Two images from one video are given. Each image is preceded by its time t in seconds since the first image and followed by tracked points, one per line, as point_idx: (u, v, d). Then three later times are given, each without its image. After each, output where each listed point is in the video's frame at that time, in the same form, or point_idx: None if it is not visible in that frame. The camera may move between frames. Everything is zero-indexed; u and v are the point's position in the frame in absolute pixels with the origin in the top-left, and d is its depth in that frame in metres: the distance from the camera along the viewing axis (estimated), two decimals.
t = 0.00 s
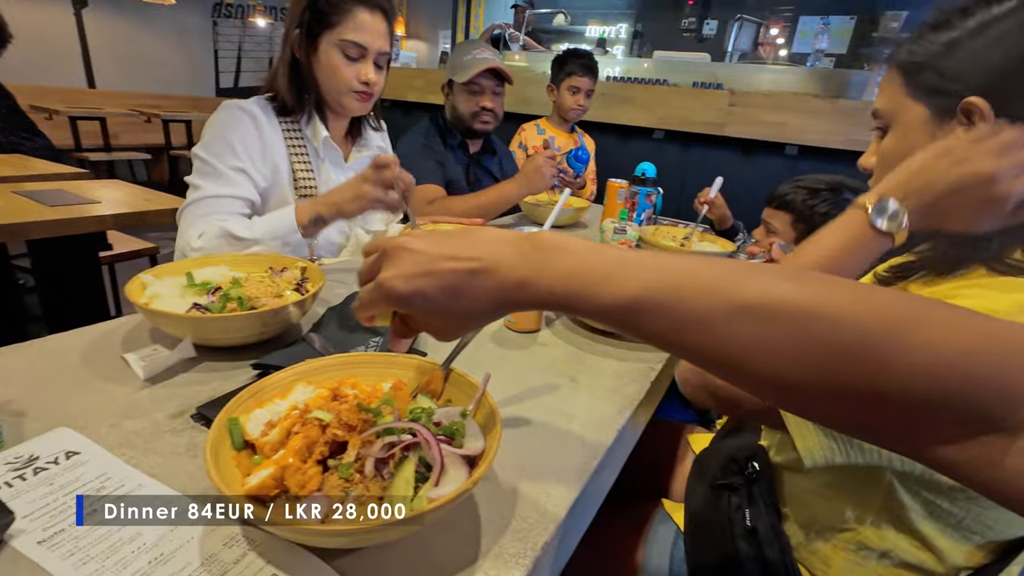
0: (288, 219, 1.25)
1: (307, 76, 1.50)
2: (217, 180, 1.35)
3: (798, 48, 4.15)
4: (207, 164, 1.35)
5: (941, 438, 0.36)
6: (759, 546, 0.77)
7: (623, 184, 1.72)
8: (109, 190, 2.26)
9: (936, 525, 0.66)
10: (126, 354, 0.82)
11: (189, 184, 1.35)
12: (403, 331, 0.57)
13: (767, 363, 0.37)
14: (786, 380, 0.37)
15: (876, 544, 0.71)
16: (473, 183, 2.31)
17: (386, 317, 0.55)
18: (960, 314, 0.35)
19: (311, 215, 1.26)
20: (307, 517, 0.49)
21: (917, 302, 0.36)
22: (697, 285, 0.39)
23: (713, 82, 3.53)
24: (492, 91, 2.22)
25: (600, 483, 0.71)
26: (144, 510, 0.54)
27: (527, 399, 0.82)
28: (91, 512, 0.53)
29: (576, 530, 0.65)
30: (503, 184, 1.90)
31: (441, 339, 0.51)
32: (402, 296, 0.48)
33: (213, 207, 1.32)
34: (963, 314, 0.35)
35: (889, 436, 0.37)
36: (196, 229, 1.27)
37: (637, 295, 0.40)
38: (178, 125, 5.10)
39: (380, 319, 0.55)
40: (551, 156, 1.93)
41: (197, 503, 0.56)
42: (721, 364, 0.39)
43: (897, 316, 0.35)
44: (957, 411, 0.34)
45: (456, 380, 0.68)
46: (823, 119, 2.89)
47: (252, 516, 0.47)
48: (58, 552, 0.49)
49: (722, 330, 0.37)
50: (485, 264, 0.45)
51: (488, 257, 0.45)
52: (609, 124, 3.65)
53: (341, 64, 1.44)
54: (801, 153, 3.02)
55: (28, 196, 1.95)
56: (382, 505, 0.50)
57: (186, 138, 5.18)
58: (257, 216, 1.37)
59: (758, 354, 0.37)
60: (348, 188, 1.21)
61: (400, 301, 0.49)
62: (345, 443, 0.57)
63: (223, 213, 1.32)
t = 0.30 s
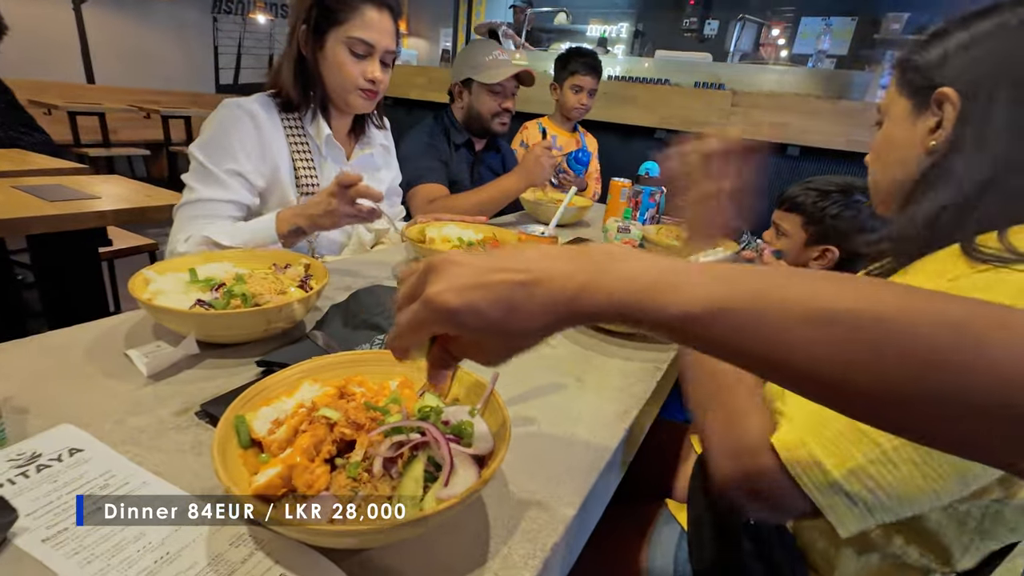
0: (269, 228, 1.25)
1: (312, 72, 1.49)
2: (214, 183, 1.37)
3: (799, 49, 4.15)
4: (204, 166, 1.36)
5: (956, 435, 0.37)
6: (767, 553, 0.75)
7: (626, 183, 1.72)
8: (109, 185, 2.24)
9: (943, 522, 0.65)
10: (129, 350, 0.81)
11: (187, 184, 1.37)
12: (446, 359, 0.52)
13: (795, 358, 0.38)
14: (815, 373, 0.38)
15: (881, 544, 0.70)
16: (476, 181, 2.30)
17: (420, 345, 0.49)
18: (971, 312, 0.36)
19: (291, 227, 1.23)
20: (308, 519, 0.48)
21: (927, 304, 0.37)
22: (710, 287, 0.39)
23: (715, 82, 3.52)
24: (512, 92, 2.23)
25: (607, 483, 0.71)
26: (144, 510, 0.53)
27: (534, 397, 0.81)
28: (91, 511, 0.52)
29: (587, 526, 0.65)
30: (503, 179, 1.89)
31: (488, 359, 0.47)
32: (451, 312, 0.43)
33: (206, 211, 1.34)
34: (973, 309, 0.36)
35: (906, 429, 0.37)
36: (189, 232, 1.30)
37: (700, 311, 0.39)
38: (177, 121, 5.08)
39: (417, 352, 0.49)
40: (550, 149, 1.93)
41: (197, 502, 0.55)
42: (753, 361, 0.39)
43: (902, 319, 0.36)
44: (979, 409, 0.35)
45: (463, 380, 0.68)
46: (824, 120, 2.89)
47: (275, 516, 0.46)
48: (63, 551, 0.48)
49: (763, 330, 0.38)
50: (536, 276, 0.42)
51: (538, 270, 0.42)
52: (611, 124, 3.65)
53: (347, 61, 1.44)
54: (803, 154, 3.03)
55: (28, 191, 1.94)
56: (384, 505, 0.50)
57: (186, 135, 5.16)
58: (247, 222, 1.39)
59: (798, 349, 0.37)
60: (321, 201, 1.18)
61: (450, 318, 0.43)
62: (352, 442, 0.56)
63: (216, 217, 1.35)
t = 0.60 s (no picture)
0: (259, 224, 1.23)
1: (304, 70, 1.48)
2: (202, 180, 1.34)
3: (793, 47, 4.16)
4: (191, 163, 1.34)
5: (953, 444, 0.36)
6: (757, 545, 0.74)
7: (623, 182, 1.70)
8: (99, 185, 2.21)
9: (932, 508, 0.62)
10: (117, 353, 0.80)
11: (174, 182, 1.34)
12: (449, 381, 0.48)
13: (797, 364, 0.38)
14: (821, 379, 0.37)
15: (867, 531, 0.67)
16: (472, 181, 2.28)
17: (421, 367, 0.46)
18: (960, 319, 0.36)
19: (282, 223, 1.21)
20: (306, 518, 0.48)
21: (917, 313, 0.37)
22: (699, 294, 0.40)
23: (711, 81, 3.52)
24: (508, 90, 2.22)
25: (604, 485, 0.69)
26: (143, 510, 0.52)
27: (533, 399, 0.80)
28: (90, 510, 0.52)
29: (585, 530, 0.64)
30: (499, 179, 1.87)
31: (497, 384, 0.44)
32: (460, 335, 0.39)
33: (194, 208, 1.31)
34: (976, 317, 0.36)
35: (905, 436, 0.37)
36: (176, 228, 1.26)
37: (721, 331, 0.38)
38: (169, 120, 5.04)
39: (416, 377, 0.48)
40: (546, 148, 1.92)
41: (197, 503, 0.55)
42: (751, 368, 0.39)
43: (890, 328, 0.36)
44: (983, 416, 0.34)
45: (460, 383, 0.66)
46: (819, 118, 2.89)
47: (248, 517, 0.45)
48: (45, 561, 0.46)
49: (763, 332, 0.38)
50: (553, 293, 0.40)
51: (555, 286, 0.40)
52: (606, 123, 3.64)
53: (339, 58, 1.43)
54: (799, 153, 3.02)
55: (16, 191, 1.91)
56: (383, 506, 0.49)
57: (178, 134, 5.11)
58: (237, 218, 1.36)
59: (805, 354, 0.37)
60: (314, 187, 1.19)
61: (458, 342, 0.40)
62: (344, 446, 0.55)
63: (203, 214, 1.31)
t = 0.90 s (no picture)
0: (284, 223, 1.27)
1: (303, 71, 1.49)
2: (208, 180, 1.34)
3: (794, 48, 4.17)
4: (197, 164, 1.34)
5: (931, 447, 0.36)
6: (738, 523, 0.76)
7: (622, 182, 1.70)
8: (100, 186, 2.22)
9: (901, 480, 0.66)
10: (120, 353, 0.80)
11: (179, 184, 1.34)
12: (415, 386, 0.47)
13: (767, 369, 0.37)
14: (791, 384, 0.37)
15: (843, 508, 0.70)
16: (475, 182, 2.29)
17: (388, 373, 0.46)
18: (936, 321, 0.36)
19: (308, 218, 1.28)
20: (307, 518, 0.48)
21: (895, 315, 0.37)
22: (672, 300, 0.39)
23: (710, 81, 3.52)
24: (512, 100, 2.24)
25: (605, 485, 0.70)
26: (144, 510, 0.53)
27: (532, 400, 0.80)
28: (91, 510, 0.52)
29: (583, 529, 0.64)
30: (498, 179, 1.87)
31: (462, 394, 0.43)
32: (419, 347, 0.40)
33: (202, 208, 1.30)
34: (970, 322, 0.36)
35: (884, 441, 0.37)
36: (187, 229, 1.26)
37: (693, 337, 0.37)
38: (170, 121, 5.05)
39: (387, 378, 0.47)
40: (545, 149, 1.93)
41: (197, 504, 0.55)
42: (720, 373, 0.38)
43: (862, 330, 0.36)
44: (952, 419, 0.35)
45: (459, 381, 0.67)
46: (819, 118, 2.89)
47: (249, 516, 0.45)
48: (49, 560, 0.47)
49: (727, 339, 0.37)
50: (519, 300, 0.39)
51: (520, 292, 0.39)
52: (606, 123, 3.64)
53: (339, 59, 1.43)
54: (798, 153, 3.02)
55: (17, 192, 1.92)
56: (383, 507, 0.50)
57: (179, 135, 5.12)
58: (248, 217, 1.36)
59: (772, 356, 0.37)
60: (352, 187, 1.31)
61: (416, 353, 0.40)
62: (345, 446, 0.56)
63: (214, 214, 1.31)
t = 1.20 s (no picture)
0: (293, 225, 1.27)
1: (305, 70, 1.49)
2: (210, 182, 1.33)
3: (793, 48, 4.16)
4: (197, 166, 1.33)
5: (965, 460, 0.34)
6: (727, 518, 0.74)
7: (622, 181, 1.69)
8: (98, 184, 2.21)
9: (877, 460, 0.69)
10: (116, 353, 0.80)
11: (180, 187, 1.33)
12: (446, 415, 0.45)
13: (800, 381, 0.36)
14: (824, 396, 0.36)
15: (827, 494, 0.72)
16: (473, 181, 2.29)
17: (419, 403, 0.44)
18: (962, 330, 0.35)
19: (313, 222, 1.28)
20: (307, 518, 0.47)
21: (922, 324, 0.35)
22: (719, 319, 0.37)
23: (710, 81, 3.52)
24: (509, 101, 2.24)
25: (606, 485, 0.70)
26: (143, 510, 0.52)
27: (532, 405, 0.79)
28: (91, 511, 0.52)
29: (585, 530, 0.64)
30: (499, 178, 1.86)
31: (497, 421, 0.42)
32: (460, 375, 0.39)
33: (205, 211, 1.29)
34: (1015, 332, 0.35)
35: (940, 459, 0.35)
36: (192, 233, 1.24)
37: (744, 356, 0.36)
38: (169, 120, 5.03)
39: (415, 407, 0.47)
40: (545, 148, 1.93)
41: (195, 503, 0.55)
42: (748, 384, 0.37)
43: (900, 340, 0.35)
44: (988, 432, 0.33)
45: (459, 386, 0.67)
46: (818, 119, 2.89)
47: (248, 516, 0.45)
48: (43, 561, 0.46)
49: (777, 352, 0.36)
50: (556, 324, 0.38)
51: (556, 313, 0.38)
52: (606, 123, 3.64)
53: (342, 60, 1.43)
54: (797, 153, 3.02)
55: (14, 190, 1.91)
56: (381, 508, 0.49)
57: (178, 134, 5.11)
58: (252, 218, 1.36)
59: (809, 371, 0.35)
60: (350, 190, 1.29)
61: (457, 384, 0.39)
62: (344, 447, 0.55)
63: (217, 217, 1.30)
